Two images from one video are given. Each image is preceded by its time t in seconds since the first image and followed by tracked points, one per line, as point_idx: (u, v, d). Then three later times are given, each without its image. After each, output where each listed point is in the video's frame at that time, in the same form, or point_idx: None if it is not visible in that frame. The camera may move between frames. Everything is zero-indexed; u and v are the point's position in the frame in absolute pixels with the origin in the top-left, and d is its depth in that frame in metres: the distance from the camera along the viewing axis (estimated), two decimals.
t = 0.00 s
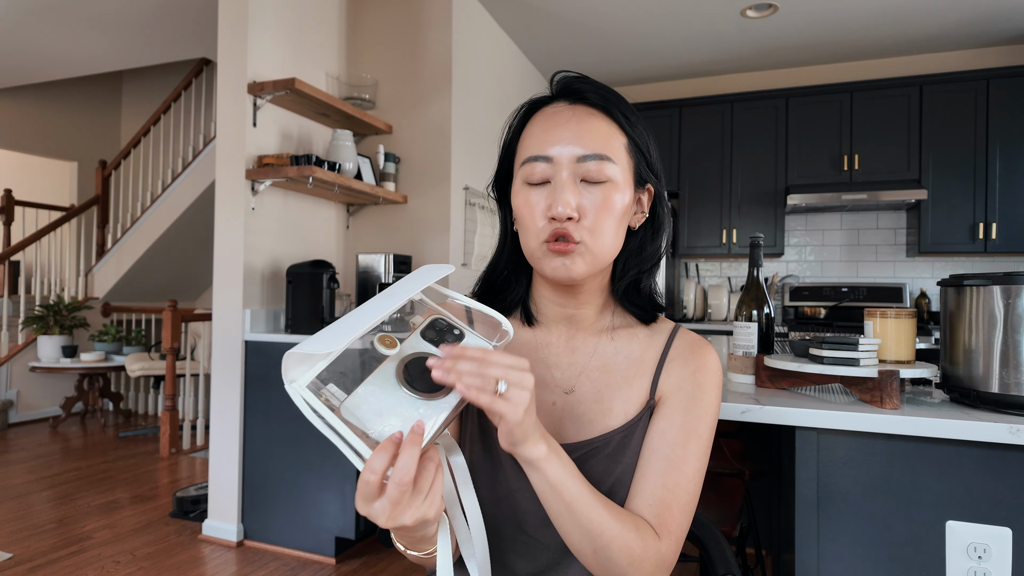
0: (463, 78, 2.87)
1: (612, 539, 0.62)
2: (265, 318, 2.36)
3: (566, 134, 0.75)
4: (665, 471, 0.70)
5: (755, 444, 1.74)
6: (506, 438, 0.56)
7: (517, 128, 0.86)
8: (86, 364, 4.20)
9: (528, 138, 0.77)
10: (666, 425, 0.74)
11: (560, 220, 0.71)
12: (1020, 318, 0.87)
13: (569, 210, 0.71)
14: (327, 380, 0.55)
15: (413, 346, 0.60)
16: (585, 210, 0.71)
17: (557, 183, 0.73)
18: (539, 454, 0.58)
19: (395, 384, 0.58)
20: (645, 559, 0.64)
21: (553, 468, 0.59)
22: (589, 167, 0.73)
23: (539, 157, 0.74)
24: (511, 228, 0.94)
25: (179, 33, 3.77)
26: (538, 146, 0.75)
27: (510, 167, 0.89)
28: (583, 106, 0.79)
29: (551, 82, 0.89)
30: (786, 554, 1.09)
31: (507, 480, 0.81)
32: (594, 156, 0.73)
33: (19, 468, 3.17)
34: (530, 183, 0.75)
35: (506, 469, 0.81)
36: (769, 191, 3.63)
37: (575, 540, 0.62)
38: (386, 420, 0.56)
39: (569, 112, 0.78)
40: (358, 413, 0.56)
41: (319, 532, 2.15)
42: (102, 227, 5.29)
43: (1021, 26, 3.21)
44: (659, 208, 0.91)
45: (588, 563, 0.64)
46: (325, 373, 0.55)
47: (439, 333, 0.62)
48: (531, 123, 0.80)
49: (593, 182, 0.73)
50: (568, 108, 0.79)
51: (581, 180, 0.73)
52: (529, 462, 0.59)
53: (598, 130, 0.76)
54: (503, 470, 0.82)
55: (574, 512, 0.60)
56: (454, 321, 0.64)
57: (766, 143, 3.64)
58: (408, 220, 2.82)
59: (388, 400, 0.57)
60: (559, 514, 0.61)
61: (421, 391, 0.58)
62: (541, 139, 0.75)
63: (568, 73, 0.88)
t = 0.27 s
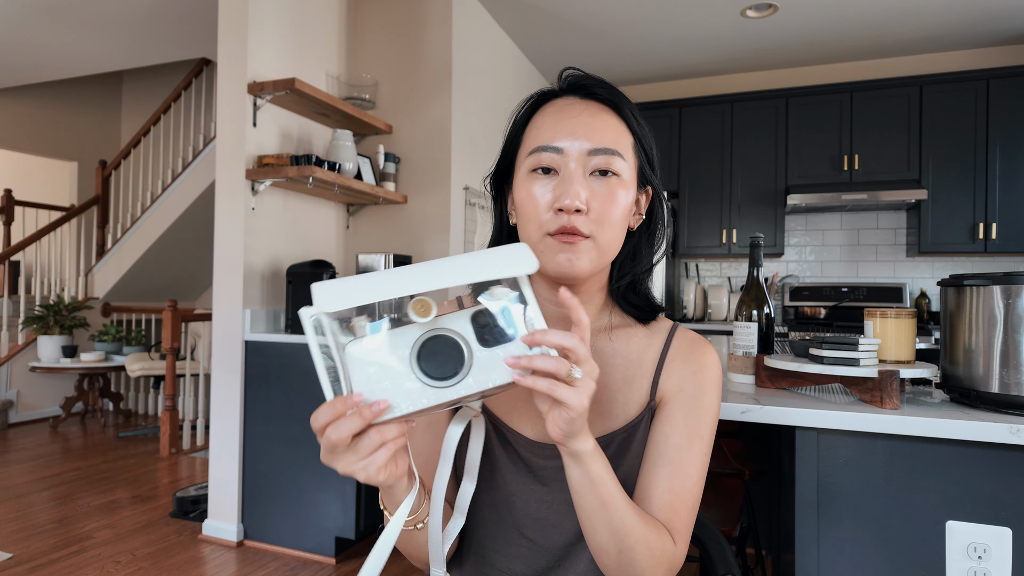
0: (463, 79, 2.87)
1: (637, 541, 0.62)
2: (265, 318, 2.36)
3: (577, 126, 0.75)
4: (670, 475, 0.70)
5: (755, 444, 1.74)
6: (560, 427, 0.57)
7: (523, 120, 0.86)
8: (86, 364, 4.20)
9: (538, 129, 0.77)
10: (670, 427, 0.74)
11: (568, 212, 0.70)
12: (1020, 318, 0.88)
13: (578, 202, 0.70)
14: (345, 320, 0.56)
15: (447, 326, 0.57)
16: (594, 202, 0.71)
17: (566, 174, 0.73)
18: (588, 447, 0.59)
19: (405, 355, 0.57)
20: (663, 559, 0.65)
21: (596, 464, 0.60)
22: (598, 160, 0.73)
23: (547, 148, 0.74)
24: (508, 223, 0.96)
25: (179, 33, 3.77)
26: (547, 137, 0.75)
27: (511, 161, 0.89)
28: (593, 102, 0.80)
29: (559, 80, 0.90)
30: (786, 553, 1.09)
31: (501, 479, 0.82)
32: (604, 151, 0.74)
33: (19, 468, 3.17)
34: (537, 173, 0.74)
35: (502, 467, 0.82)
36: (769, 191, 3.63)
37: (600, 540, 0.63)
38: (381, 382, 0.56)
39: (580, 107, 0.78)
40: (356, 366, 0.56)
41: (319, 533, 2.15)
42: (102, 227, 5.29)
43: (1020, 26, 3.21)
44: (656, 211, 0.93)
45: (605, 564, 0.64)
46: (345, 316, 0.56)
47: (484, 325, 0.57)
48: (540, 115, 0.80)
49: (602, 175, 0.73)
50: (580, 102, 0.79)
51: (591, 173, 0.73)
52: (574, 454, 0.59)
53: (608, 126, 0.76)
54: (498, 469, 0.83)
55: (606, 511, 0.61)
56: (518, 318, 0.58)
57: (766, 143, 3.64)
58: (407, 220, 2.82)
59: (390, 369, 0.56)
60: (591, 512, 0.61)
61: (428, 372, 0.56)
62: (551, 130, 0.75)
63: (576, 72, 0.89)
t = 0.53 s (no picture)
0: (463, 79, 2.87)
1: (644, 546, 0.64)
2: (265, 318, 2.36)
3: (579, 127, 0.75)
4: (668, 475, 0.70)
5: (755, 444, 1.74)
6: (589, 438, 0.58)
7: (523, 119, 0.85)
8: (86, 364, 4.20)
9: (540, 130, 0.77)
10: (668, 427, 0.74)
11: (574, 217, 0.71)
12: (1020, 318, 0.87)
13: (582, 207, 0.71)
14: (400, 302, 0.62)
15: (488, 323, 0.58)
16: (598, 206, 0.71)
17: (569, 177, 0.73)
18: (613, 460, 0.60)
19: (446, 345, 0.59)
20: (665, 562, 0.66)
21: (617, 476, 0.61)
22: (601, 164, 0.73)
23: (549, 151, 0.74)
24: (504, 224, 0.97)
25: (179, 33, 3.77)
26: (549, 139, 0.75)
27: (510, 160, 0.89)
28: (593, 102, 0.80)
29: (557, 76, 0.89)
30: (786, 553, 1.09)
31: (501, 479, 0.83)
32: (608, 154, 0.74)
33: (19, 468, 3.17)
34: (540, 177, 0.74)
35: (502, 467, 0.83)
36: (769, 191, 3.63)
37: (610, 546, 0.64)
38: (415, 366, 0.59)
39: (581, 107, 0.78)
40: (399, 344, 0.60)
41: (319, 533, 2.15)
42: (102, 227, 5.29)
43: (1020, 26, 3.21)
44: (652, 208, 0.92)
45: (610, 568, 0.66)
46: (397, 300, 0.62)
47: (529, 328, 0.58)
48: (541, 115, 0.79)
49: (605, 179, 0.73)
50: (581, 102, 0.79)
51: (595, 176, 0.73)
52: (598, 465, 0.60)
53: (610, 127, 0.76)
54: (498, 468, 0.83)
55: (620, 520, 0.62)
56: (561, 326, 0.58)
57: (765, 143, 3.64)
58: (408, 220, 2.82)
59: (426, 355, 0.59)
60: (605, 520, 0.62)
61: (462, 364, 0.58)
62: (553, 132, 0.75)
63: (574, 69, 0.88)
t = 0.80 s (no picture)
0: (463, 79, 2.87)
1: (640, 541, 0.64)
2: (265, 318, 2.36)
3: (579, 128, 0.75)
4: (665, 473, 0.70)
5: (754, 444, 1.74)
6: (587, 423, 0.58)
7: (522, 118, 0.85)
8: (86, 364, 4.20)
9: (540, 129, 0.77)
10: (666, 426, 0.74)
11: (573, 218, 0.70)
12: (1020, 318, 0.87)
13: (581, 207, 0.70)
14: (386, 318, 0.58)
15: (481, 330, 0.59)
16: (597, 207, 0.71)
17: (568, 178, 0.73)
18: (610, 447, 0.60)
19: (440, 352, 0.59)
20: (663, 561, 0.66)
21: (614, 465, 0.61)
22: (601, 164, 0.73)
23: (548, 151, 0.74)
24: (502, 224, 0.97)
25: (179, 33, 3.77)
26: (548, 139, 0.75)
27: (507, 159, 0.89)
28: (593, 102, 0.80)
29: (555, 76, 0.89)
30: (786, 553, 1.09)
31: (501, 482, 0.83)
32: (608, 155, 0.74)
33: (19, 468, 3.17)
34: (539, 177, 0.74)
35: (502, 470, 0.83)
36: (769, 191, 3.63)
37: (607, 539, 0.63)
38: (410, 377, 0.59)
39: (582, 107, 0.78)
40: (391, 358, 0.60)
41: (319, 532, 2.15)
42: (102, 227, 5.28)
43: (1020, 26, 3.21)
44: (650, 208, 0.92)
45: (606, 563, 0.65)
46: (379, 319, 0.58)
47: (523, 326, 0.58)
48: (541, 115, 0.79)
49: (604, 180, 0.73)
50: (581, 102, 0.79)
51: (594, 177, 0.73)
52: (596, 453, 0.61)
53: (610, 129, 0.76)
54: (498, 472, 0.84)
55: (616, 509, 0.62)
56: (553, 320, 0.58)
57: (765, 143, 3.64)
58: (408, 220, 2.82)
59: (421, 365, 0.59)
60: (602, 509, 0.62)
61: (458, 372, 0.59)
62: (552, 132, 0.75)
63: (574, 68, 0.89)
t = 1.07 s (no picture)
0: (463, 79, 2.87)
1: (640, 539, 0.63)
2: (265, 318, 2.36)
3: (578, 130, 0.74)
4: (665, 472, 0.70)
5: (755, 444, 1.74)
6: (588, 419, 0.58)
7: (521, 118, 0.85)
8: (86, 364, 4.20)
9: (539, 131, 0.76)
10: (665, 426, 0.74)
11: (574, 222, 0.70)
12: (1021, 317, 0.87)
13: (582, 212, 0.70)
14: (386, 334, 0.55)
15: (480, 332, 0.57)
16: (598, 211, 0.71)
17: (568, 181, 0.72)
18: (610, 445, 0.60)
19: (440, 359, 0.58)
20: (662, 560, 0.66)
21: (614, 462, 0.61)
22: (602, 167, 0.73)
23: (548, 154, 0.73)
24: (500, 223, 0.98)
25: (179, 32, 3.77)
26: (548, 142, 0.74)
27: (506, 161, 0.89)
28: (593, 104, 0.79)
29: (554, 76, 0.89)
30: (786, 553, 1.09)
31: (501, 484, 0.83)
32: (608, 157, 0.73)
33: (19, 468, 3.17)
34: (539, 180, 0.74)
35: (501, 473, 0.83)
36: (769, 191, 3.63)
37: (605, 537, 0.64)
38: (412, 388, 0.58)
39: (581, 109, 0.77)
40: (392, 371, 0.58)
41: (319, 532, 2.15)
42: (102, 227, 5.28)
43: (1020, 26, 3.21)
44: (648, 208, 0.92)
45: (606, 562, 0.65)
46: (373, 336, 0.55)
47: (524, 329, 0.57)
48: (540, 116, 0.79)
49: (605, 183, 0.73)
50: (581, 104, 0.79)
51: (594, 180, 0.73)
52: (595, 450, 0.60)
53: (610, 131, 0.76)
54: (498, 474, 0.84)
55: (615, 507, 0.62)
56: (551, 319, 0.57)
57: (766, 143, 3.64)
58: (408, 221, 2.82)
59: (423, 375, 0.58)
60: (601, 507, 0.62)
61: (459, 378, 0.58)
62: (552, 134, 0.74)
63: (574, 68, 0.88)
